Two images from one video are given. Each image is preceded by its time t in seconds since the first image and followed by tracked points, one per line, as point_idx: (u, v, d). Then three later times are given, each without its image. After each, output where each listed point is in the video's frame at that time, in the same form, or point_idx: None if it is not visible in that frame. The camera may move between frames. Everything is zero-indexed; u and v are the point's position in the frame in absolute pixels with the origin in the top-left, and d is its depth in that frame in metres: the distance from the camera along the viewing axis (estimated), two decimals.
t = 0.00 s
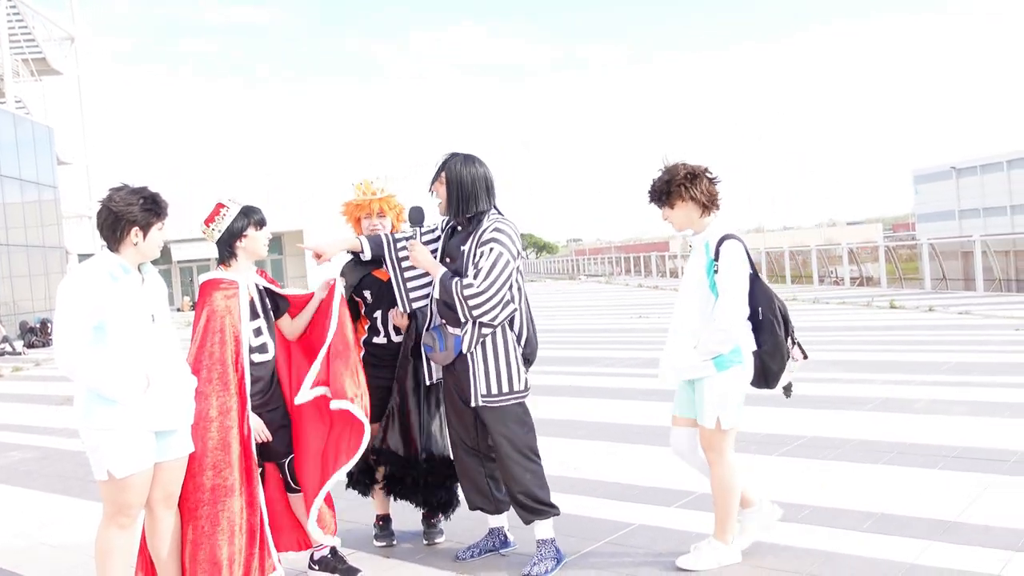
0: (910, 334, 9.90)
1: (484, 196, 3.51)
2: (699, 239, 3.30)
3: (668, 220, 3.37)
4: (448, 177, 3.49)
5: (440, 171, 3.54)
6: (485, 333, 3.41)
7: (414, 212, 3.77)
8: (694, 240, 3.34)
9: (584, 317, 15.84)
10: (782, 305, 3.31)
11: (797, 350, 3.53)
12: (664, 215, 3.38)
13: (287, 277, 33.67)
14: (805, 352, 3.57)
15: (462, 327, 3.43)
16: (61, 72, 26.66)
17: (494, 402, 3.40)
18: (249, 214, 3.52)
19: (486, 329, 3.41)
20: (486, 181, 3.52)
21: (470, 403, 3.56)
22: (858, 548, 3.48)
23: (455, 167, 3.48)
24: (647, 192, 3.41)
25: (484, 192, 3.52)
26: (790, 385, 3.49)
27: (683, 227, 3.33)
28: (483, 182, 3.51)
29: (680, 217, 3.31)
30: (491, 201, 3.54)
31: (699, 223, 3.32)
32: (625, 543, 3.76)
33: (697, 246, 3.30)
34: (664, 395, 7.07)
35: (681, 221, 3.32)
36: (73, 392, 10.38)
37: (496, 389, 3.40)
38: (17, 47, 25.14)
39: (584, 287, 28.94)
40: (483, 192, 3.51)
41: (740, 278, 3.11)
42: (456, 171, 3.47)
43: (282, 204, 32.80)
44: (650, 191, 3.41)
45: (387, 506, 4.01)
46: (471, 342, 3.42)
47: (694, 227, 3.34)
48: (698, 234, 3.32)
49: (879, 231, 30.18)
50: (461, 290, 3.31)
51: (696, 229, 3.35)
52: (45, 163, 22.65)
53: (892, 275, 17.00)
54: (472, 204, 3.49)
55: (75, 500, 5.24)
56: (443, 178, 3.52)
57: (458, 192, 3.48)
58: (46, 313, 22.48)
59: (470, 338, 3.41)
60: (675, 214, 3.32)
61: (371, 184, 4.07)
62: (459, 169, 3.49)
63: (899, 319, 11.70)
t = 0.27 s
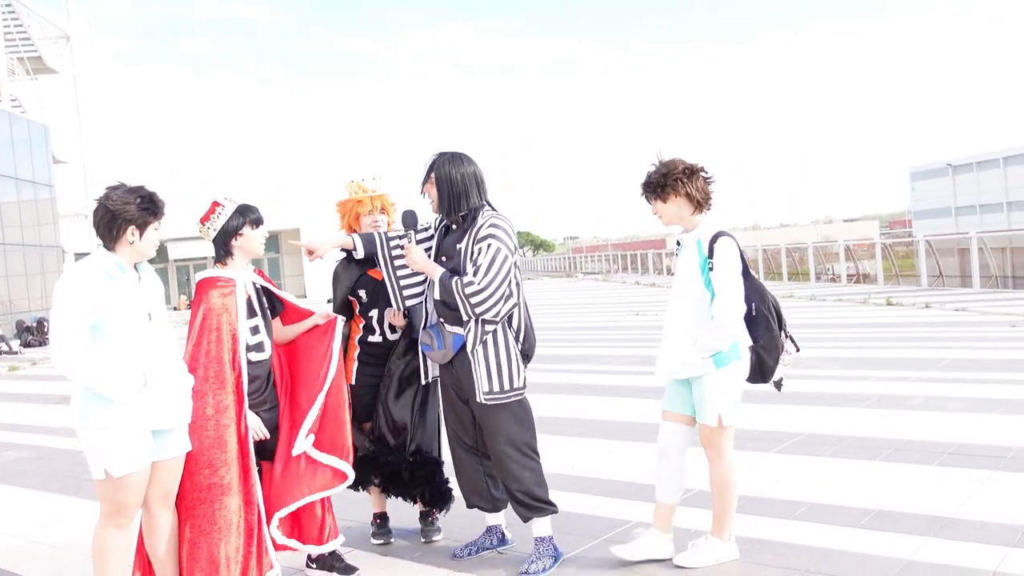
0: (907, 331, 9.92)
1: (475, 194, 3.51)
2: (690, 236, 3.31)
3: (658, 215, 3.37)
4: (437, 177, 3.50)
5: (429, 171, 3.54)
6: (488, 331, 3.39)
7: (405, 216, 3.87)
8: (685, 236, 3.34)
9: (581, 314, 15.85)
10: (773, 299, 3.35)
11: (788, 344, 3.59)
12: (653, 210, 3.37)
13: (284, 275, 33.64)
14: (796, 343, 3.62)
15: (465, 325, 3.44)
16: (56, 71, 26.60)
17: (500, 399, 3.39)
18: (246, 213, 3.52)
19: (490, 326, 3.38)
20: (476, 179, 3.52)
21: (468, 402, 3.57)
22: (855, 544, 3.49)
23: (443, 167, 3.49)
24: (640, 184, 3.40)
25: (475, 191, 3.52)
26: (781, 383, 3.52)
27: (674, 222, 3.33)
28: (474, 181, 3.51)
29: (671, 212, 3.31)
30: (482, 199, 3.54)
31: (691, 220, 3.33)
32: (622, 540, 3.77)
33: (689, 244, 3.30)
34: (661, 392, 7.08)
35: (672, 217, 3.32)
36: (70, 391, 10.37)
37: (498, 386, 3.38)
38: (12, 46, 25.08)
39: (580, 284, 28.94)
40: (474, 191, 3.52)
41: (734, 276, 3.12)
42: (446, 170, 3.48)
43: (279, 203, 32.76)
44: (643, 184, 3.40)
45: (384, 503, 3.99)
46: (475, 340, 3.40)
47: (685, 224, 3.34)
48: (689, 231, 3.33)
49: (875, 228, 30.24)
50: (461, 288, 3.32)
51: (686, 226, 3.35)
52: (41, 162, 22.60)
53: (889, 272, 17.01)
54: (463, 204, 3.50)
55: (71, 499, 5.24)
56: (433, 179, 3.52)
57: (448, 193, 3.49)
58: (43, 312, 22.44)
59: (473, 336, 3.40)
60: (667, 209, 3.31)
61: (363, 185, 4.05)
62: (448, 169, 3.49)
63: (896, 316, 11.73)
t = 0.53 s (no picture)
0: (904, 327, 9.94)
1: (471, 190, 3.52)
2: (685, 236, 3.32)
3: (653, 214, 3.37)
4: (432, 173, 3.50)
5: (425, 168, 3.54)
6: (488, 327, 3.41)
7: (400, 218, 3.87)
8: (680, 236, 3.35)
9: (579, 312, 15.86)
10: (766, 296, 3.39)
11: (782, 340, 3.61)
12: (648, 208, 3.37)
13: (281, 274, 33.63)
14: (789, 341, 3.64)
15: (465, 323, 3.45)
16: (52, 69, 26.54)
17: (501, 395, 3.39)
18: (242, 211, 3.52)
19: (490, 322, 3.41)
20: (473, 176, 3.52)
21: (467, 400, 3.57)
22: (853, 541, 3.50)
23: (439, 164, 3.49)
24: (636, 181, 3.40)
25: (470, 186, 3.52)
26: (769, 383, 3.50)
27: (670, 222, 3.33)
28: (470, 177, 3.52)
29: (666, 212, 3.32)
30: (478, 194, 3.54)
31: (686, 221, 3.33)
32: (620, 538, 3.78)
33: (684, 242, 3.29)
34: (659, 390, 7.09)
35: (668, 216, 3.32)
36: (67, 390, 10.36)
37: (501, 383, 3.39)
38: (8, 44, 25.03)
39: (578, 282, 28.96)
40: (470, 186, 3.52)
41: (732, 274, 3.13)
42: (441, 167, 3.47)
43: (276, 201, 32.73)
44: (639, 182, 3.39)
45: (380, 501, 4.01)
46: (476, 338, 3.40)
47: (681, 224, 3.35)
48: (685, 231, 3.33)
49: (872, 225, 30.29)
50: (461, 285, 3.31)
51: (680, 226, 3.36)
52: (37, 162, 22.57)
53: (885, 268, 17.04)
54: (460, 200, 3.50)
55: (69, 498, 5.23)
56: (429, 175, 3.53)
57: (444, 188, 3.49)
58: (39, 311, 22.41)
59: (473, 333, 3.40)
60: (662, 208, 3.32)
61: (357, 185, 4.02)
62: (444, 166, 3.48)
63: (893, 313, 11.75)
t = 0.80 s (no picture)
0: (904, 324, 9.96)
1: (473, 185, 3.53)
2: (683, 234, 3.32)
3: (651, 211, 3.37)
4: (437, 166, 3.51)
5: (430, 161, 3.55)
6: (491, 322, 3.41)
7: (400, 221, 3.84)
8: (680, 234, 3.35)
9: (578, 309, 15.88)
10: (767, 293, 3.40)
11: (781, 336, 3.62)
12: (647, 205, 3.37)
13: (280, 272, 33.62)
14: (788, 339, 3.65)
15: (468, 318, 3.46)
16: (51, 68, 26.51)
17: (498, 392, 3.40)
18: (238, 208, 3.51)
19: (492, 317, 3.41)
20: (476, 172, 3.53)
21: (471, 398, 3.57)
22: (855, 537, 3.51)
23: (444, 158, 3.50)
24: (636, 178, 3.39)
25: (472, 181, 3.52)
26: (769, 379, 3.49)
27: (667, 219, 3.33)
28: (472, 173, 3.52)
29: (663, 210, 3.32)
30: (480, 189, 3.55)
31: (684, 219, 3.32)
32: (622, 535, 3.78)
33: (686, 240, 3.30)
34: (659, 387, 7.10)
35: (665, 214, 3.33)
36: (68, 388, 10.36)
37: (498, 378, 3.39)
38: (6, 43, 24.99)
39: (577, 279, 28.97)
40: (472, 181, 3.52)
41: (734, 274, 3.12)
42: (446, 161, 3.49)
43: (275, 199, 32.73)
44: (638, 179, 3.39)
45: (382, 499, 4.02)
46: (477, 334, 3.42)
47: (679, 222, 3.35)
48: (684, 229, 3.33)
49: (871, 221, 30.32)
50: (462, 280, 3.33)
51: (680, 224, 3.36)
52: (36, 160, 22.54)
53: (885, 265, 17.06)
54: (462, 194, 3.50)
55: (71, 497, 5.24)
56: (433, 169, 3.54)
57: (447, 182, 3.50)
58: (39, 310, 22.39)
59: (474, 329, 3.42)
60: (660, 206, 3.32)
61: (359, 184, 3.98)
62: (449, 161, 3.49)
63: (892, 309, 11.77)
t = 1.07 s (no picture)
0: (913, 320, 9.92)
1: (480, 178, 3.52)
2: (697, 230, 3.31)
3: (665, 206, 3.35)
4: (444, 161, 3.51)
5: (437, 155, 3.57)
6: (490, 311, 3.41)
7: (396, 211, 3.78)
8: (691, 230, 3.34)
9: (585, 306, 15.86)
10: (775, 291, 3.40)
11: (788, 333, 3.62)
12: (660, 201, 3.35)
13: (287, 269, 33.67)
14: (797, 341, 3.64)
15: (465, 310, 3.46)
16: (58, 67, 26.57)
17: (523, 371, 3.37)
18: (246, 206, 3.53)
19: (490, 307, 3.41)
20: (485, 167, 3.54)
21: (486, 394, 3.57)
22: (864, 533, 3.50)
23: (453, 153, 3.49)
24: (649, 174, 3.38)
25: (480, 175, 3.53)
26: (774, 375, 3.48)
27: (681, 215, 3.32)
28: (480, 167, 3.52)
29: (678, 205, 3.30)
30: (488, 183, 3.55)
31: (698, 214, 3.32)
32: (631, 531, 3.79)
33: (698, 236, 3.30)
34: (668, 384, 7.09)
35: (679, 209, 3.31)
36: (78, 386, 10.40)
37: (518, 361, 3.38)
38: (14, 42, 25.05)
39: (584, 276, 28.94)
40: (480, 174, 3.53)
41: (747, 266, 3.14)
42: (454, 157, 3.48)
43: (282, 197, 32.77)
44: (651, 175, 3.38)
45: (391, 496, 4.04)
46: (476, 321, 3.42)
47: (692, 217, 3.33)
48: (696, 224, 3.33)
49: (878, 216, 30.22)
50: (456, 271, 3.38)
51: (692, 220, 3.35)
52: (44, 159, 22.61)
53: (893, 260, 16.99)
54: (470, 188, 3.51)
55: (81, 494, 5.26)
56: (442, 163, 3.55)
57: (454, 176, 3.50)
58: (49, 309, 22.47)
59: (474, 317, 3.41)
60: (674, 201, 3.30)
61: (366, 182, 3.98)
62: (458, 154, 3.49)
63: (901, 305, 11.73)
